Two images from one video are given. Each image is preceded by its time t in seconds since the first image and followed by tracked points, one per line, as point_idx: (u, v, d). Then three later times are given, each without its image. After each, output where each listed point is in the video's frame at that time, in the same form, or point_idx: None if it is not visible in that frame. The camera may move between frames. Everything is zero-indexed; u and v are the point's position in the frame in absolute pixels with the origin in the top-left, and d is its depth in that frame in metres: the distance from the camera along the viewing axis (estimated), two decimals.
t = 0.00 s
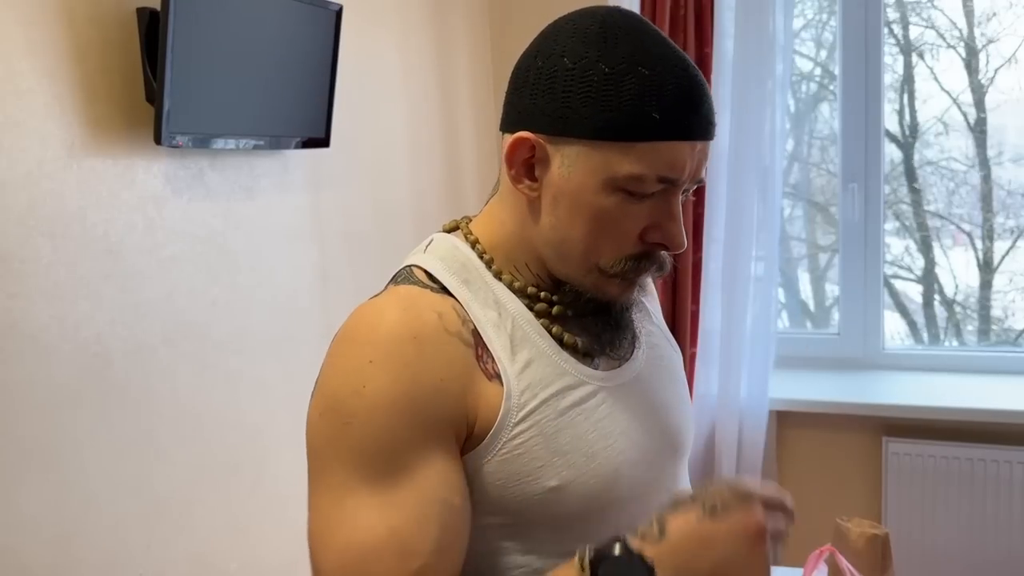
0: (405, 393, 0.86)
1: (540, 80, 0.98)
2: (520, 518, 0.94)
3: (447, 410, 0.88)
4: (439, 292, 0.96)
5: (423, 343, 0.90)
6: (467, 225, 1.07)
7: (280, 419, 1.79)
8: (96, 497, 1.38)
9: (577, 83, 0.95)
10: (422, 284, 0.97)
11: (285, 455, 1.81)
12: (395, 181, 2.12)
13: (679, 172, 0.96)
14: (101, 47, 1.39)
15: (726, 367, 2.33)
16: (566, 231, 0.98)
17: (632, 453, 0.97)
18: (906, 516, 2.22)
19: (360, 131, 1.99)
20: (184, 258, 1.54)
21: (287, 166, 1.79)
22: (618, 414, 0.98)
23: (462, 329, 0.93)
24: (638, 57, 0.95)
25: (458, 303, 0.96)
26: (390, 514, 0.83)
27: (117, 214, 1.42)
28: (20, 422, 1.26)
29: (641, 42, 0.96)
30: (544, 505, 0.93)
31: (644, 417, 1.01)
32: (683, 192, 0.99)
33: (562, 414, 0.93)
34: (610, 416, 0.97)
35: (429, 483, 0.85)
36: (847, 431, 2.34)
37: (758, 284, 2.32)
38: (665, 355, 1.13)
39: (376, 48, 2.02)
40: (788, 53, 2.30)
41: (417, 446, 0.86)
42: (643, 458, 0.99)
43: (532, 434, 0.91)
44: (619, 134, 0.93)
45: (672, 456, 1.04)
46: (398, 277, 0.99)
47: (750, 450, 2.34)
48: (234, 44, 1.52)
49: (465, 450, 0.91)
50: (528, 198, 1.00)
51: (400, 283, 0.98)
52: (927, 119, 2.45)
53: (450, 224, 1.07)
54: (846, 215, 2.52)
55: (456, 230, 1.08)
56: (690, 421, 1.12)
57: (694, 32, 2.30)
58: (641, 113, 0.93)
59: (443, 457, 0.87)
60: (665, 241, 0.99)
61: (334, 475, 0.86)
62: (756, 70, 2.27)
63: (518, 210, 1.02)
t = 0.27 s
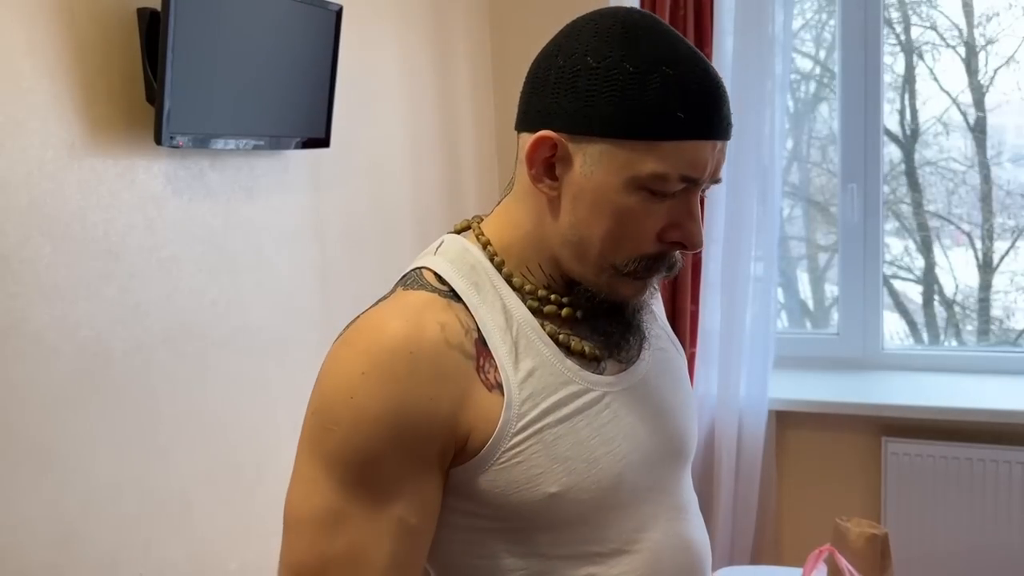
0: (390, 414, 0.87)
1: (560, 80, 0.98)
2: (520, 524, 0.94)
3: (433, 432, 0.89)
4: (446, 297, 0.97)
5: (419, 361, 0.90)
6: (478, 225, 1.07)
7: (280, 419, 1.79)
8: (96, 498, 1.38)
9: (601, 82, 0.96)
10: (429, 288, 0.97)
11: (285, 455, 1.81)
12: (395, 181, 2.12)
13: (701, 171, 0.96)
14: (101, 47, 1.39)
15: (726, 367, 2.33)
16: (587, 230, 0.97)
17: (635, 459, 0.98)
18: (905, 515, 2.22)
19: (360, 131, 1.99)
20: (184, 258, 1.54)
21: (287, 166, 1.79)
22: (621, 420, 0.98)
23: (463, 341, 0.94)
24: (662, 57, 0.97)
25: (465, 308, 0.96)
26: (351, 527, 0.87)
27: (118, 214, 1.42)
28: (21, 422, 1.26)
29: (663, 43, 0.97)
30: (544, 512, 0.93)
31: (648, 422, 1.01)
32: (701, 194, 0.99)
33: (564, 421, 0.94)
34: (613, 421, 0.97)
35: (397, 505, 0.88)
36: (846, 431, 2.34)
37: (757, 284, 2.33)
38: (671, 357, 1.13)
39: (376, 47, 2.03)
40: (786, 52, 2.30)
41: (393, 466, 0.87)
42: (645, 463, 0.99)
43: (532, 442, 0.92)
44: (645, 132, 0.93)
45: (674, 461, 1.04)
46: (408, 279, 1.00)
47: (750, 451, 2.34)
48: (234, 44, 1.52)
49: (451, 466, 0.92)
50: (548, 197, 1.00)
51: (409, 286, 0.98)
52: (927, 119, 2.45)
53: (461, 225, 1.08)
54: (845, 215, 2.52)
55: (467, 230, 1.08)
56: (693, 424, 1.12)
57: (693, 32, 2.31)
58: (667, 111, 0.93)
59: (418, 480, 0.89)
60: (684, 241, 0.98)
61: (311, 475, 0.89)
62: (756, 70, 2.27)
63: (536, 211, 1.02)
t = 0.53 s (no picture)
0: (376, 416, 0.88)
1: (561, 79, 0.99)
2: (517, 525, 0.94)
3: (421, 433, 0.89)
4: (446, 298, 0.97)
5: (409, 363, 0.90)
6: (483, 224, 1.08)
7: (279, 419, 1.80)
8: (96, 498, 1.38)
9: (600, 81, 0.96)
10: (430, 289, 0.98)
11: (284, 455, 1.81)
12: (394, 182, 2.12)
13: (701, 171, 0.96)
14: (101, 47, 1.39)
15: (725, 366, 2.34)
16: (586, 230, 0.97)
17: (632, 463, 0.98)
18: (903, 514, 2.23)
19: (359, 131, 1.99)
20: (183, 258, 1.55)
21: (287, 166, 1.80)
22: (620, 423, 0.98)
23: (459, 342, 0.94)
24: (663, 56, 0.97)
25: (464, 310, 0.97)
26: (342, 521, 0.90)
27: (118, 214, 1.42)
28: (21, 422, 1.26)
29: (664, 42, 0.97)
30: (539, 514, 0.93)
31: (648, 426, 1.01)
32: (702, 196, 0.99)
33: (560, 425, 0.94)
34: (612, 425, 0.97)
35: (385, 503, 0.89)
36: (845, 430, 2.35)
37: (756, 283, 2.33)
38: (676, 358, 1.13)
39: (375, 47, 2.03)
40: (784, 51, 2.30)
41: (381, 466, 0.89)
42: (643, 467, 0.99)
43: (526, 446, 0.92)
44: (643, 132, 0.93)
45: (674, 464, 1.04)
46: (410, 279, 1.00)
47: (748, 450, 2.35)
48: (234, 44, 1.52)
49: (445, 467, 0.93)
50: (548, 198, 1.00)
51: (411, 287, 0.99)
52: (926, 119, 2.45)
53: (465, 224, 1.08)
54: (844, 215, 2.52)
55: (472, 229, 1.08)
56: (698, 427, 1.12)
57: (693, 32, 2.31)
58: (666, 111, 0.93)
59: (407, 480, 0.90)
60: (685, 243, 0.97)
61: (309, 468, 0.92)
62: (754, 70, 2.27)
63: (537, 211, 1.02)
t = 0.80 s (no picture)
0: (375, 406, 0.88)
1: (552, 85, 0.99)
2: (514, 521, 0.94)
3: (420, 424, 0.89)
4: (443, 293, 0.97)
5: (408, 354, 0.90)
6: (481, 222, 1.07)
7: (278, 419, 1.80)
8: (93, 498, 1.38)
9: (591, 86, 0.96)
10: (429, 284, 0.98)
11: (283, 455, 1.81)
12: (392, 182, 2.12)
13: (697, 171, 0.96)
14: (99, 47, 1.39)
15: (723, 365, 2.34)
16: (583, 232, 0.97)
17: (628, 459, 0.98)
18: (902, 513, 2.23)
19: (358, 131, 1.99)
20: (181, 259, 1.55)
21: (285, 166, 1.80)
22: (615, 420, 0.98)
23: (457, 336, 0.94)
24: (654, 59, 0.97)
25: (461, 305, 0.97)
26: (341, 512, 0.89)
27: (116, 214, 1.42)
28: (18, 422, 1.26)
29: (655, 45, 0.97)
30: (536, 510, 0.93)
31: (644, 424, 1.01)
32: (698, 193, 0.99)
33: (556, 421, 0.94)
34: (607, 422, 0.98)
35: (384, 494, 0.89)
36: (843, 429, 2.35)
37: (754, 283, 2.34)
38: (677, 360, 1.12)
39: (374, 47, 2.03)
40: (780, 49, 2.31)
41: (381, 457, 0.89)
42: (639, 463, 0.99)
43: (523, 441, 0.92)
44: (635, 135, 0.93)
45: (672, 461, 1.04)
46: (408, 274, 1.00)
47: (747, 449, 2.35)
48: (231, 44, 1.52)
49: (443, 460, 0.93)
50: (544, 201, 1.00)
51: (409, 282, 0.99)
52: (924, 118, 2.46)
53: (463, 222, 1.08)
54: (842, 215, 2.52)
55: (470, 227, 1.08)
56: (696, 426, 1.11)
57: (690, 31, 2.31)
58: (658, 114, 0.93)
59: (406, 472, 0.89)
60: (683, 241, 0.98)
61: (309, 460, 0.92)
62: (752, 69, 2.27)
63: (533, 212, 1.02)
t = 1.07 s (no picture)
0: (370, 401, 0.88)
1: (539, 72, 0.99)
2: (507, 519, 0.94)
3: (415, 419, 0.90)
4: (437, 290, 0.98)
5: (402, 351, 0.91)
6: (475, 222, 1.07)
7: (275, 419, 1.80)
8: (90, 498, 1.38)
9: (578, 66, 0.97)
10: (423, 282, 0.99)
11: (280, 454, 1.81)
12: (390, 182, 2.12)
13: (690, 139, 0.97)
14: (96, 47, 1.39)
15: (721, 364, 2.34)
16: (586, 214, 0.97)
17: (621, 457, 0.97)
18: (899, 512, 2.24)
19: (355, 130, 1.99)
20: (178, 258, 1.55)
21: (283, 165, 1.80)
22: (608, 417, 0.98)
23: (451, 332, 0.94)
24: (633, 32, 0.99)
25: (455, 302, 0.97)
26: (337, 508, 0.90)
27: (113, 214, 1.42)
28: (16, 421, 1.26)
29: (632, 23, 0.99)
30: (527, 507, 0.93)
31: (637, 422, 1.00)
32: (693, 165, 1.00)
33: (546, 418, 0.94)
34: (599, 419, 0.98)
35: (380, 489, 0.89)
36: (841, 429, 2.35)
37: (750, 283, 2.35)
38: (676, 357, 1.11)
39: (371, 47, 2.03)
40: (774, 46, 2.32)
41: (376, 452, 0.89)
42: (632, 461, 0.98)
43: (512, 438, 0.92)
44: (630, 104, 0.95)
45: (670, 458, 1.04)
46: (404, 273, 1.01)
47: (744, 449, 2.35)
48: (229, 44, 1.52)
49: (438, 457, 0.93)
50: (542, 190, 1.00)
51: (405, 280, 0.99)
52: (921, 118, 2.46)
53: (458, 222, 1.08)
54: (839, 215, 2.53)
55: (464, 228, 1.08)
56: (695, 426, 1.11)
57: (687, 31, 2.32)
58: (647, 81, 0.95)
59: (402, 467, 0.90)
60: (685, 210, 0.99)
61: (305, 456, 0.92)
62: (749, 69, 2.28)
63: (531, 206, 1.02)
